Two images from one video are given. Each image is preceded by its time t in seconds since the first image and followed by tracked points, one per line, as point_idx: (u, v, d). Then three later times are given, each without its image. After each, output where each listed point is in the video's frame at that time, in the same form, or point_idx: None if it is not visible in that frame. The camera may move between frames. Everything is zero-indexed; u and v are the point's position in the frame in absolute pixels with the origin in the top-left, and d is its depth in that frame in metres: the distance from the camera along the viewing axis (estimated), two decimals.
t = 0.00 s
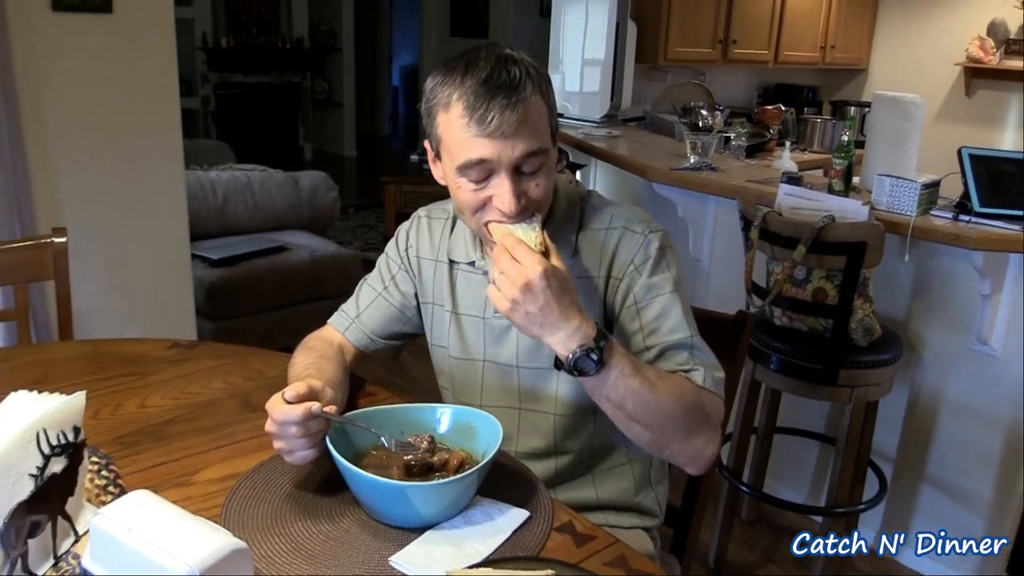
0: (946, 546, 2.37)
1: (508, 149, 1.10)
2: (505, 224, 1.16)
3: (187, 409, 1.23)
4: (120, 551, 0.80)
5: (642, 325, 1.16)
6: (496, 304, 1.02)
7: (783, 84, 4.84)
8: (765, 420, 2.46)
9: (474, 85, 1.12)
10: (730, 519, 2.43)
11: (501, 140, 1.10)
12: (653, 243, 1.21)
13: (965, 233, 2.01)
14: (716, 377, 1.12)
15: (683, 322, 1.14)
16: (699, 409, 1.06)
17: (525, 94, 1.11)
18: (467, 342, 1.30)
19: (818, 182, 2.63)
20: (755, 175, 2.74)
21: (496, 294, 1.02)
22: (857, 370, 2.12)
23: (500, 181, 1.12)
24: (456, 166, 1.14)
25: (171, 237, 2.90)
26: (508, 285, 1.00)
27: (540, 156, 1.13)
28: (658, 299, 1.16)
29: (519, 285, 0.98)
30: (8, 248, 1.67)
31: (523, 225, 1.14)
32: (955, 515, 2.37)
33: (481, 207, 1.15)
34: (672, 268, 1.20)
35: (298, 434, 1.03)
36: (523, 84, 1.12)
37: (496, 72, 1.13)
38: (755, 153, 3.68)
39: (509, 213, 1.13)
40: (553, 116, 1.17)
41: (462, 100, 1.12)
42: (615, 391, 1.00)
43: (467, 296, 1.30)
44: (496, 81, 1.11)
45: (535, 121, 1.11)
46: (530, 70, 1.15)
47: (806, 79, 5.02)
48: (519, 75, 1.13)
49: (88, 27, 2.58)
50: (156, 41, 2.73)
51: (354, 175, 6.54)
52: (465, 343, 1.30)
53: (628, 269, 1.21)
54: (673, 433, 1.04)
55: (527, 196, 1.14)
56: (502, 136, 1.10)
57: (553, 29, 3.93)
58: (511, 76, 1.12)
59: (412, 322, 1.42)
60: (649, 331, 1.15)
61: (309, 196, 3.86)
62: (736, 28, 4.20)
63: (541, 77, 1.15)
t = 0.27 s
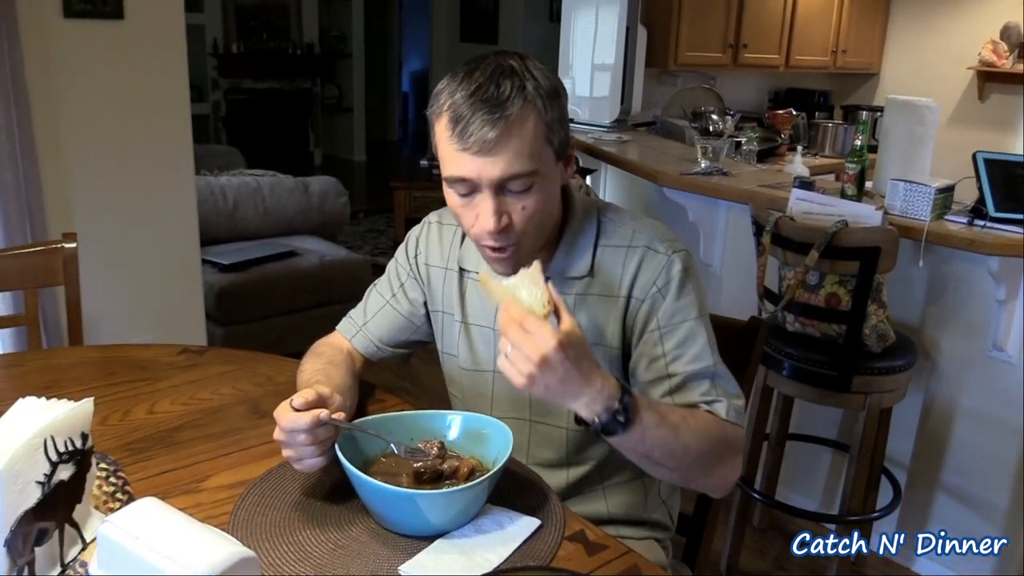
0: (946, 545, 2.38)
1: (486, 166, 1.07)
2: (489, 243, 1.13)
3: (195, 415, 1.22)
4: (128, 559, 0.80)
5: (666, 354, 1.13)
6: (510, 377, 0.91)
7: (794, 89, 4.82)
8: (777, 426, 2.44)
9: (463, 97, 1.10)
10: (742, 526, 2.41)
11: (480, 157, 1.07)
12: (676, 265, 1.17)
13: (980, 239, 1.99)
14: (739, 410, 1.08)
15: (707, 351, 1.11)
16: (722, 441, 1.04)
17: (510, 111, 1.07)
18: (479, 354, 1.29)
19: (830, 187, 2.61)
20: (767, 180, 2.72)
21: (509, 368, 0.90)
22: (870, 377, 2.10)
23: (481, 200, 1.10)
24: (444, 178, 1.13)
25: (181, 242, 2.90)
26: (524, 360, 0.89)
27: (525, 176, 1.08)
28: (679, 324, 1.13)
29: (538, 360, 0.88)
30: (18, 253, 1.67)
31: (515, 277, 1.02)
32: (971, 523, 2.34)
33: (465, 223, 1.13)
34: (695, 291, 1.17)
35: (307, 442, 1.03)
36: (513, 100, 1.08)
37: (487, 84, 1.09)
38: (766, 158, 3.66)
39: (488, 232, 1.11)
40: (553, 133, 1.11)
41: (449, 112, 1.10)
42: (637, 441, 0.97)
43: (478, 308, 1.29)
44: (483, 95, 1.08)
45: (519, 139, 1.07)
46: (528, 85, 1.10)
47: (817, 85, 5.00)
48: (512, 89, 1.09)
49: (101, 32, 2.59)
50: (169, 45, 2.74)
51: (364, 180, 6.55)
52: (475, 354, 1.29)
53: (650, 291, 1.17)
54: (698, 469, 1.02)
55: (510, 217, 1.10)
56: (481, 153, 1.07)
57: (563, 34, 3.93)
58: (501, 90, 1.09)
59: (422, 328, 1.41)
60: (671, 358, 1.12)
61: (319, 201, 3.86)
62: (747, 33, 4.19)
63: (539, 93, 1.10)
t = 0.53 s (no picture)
0: (946, 546, 2.39)
1: (477, 181, 1.06)
2: (482, 256, 1.11)
3: (203, 419, 1.22)
4: (135, 565, 0.79)
5: (660, 370, 1.10)
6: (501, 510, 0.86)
7: (803, 90, 4.80)
8: (786, 429, 2.42)
9: (467, 107, 1.08)
10: (751, 529, 2.40)
11: (471, 171, 1.06)
12: (693, 284, 1.13)
13: (992, 241, 1.97)
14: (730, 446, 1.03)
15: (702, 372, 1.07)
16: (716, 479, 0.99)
17: (505, 127, 1.05)
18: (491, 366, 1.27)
19: (841, 188, 2.59)
20: (777, 181, 2.70)
21: (492, 501, 0.86)
22: (881, 380, 2.08)
23: (473, 211, 1.09)
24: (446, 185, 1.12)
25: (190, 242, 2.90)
26: (506, 482, 0.84)
27: (516, 194, 1.06)
28: (685, 344, 1.09)
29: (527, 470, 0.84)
30: (27, 255, 1.67)
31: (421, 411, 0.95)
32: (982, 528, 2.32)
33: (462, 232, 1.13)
34: (709, 310, 1.12)
35: (315, 447, 1.02)
36: (511, 117, 1.05)
37: (491, 98, 1.07)
38: (776, 159, 3.65)
39: (477, 245, 1.10)
40: (556, 154, 1.07)
41: (453, 122, 1.09)
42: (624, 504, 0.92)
43: (491, 319, 1.27)
44: (483, 109, 1.06)
45: (511, 158, 1.05)
46: (532, 103, 1.06)
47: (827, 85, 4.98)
48: (513, 106, 1.06)
49: (109, 33, 2.59)
50: (177, 47, 2.74)
51: (372, 181, 6.55)
52: (489, 364, 1.27)
53: (662, 309, 1.13)
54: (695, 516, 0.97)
55: (501, 233, 1.09)
56: (472, 166, 1.05)
57: (572, 35, 3.92)
58: (501, 105, 1.06)
59: (432, 334, 1.40)
60: (664, 375, 1.09)
61: (327, 202, 3.86)
62: (756, 33, 4.17)
63: (542, 111, 1.06)
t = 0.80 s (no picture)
0: (946, 546, 2.39)
1: (502, 157, 1.06)
2: (494, 238, 1.11)
3: (209, 416, 1.21)
4: (141, 564, 0.79)
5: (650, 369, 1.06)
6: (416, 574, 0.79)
7: (814, 88, 4.77)
8: (796, 429, 2.41)
9: (505, 83, 1.08)
10: (760, 530, 2.39)
11: (497, 148, 1.06)
12: (707, 287, 1.10)
13: (1004, 240, 1.95)
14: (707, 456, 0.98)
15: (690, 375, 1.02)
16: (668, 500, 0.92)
17: (539, 110, 1.05)
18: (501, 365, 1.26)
19: (853, 187, 2.57)
20: (788, 180, 2.68)
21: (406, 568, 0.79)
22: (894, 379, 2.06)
23: (492, 188, 1.09)
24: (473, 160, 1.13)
25: (197, 240, 2.90)
26: (421, 542, 0.78)
27: (537, 179, 1.06)
28: (683, 346, 1.05)
29: (443, 524, 0.79)
30: (35, 251, 1.67)
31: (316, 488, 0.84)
32: (993, 530, 2.30)
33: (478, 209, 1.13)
34: (717, 316, 1.07)
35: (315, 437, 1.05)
36: (549, 100, 1.05)
37: (532, 78, 1.07)
38: (785, 157, 3.63)
39: (488, 225, 1.10)
40: (586, 148, 1.07)
41: (489, 97, 1.09)
42: (557, 537, 0.86)
43: (505, 318, 1.25)
44: (522, 87, 1.07)
45: (539, 141, 1.05)
46: (572, 92, 1.06)
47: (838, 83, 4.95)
48: (552, 91, 1.06)
49: (119, 30, 2.59)
50: (185, 44, 2.74)
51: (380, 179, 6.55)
52: (501, 365, 1.26)
53: (667, 310, 1.10)
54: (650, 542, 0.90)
55: (515, 216, 1.08)
56: (498, 142, 1.06)
57: (581, 32, 3.90)
58: (542, 87, 1.06)
59: (441, 333, 1.38)
60: (654, 373, 1.05)
61: (335, 199, 3.85)
62: (766, 31, 4.15)
63: (580, 102, 1.06)
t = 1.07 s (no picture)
0: (946, 546, 2.40)
1: (522, 174, 1.03)
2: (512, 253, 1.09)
3: (215, 410, 1.21)
4: (145, 558, 0.78)
5: (674, 367, 1.06)
6: None
7: (821, 80, 4.74)
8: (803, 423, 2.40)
9: (524, 97, 1.05)
10: (767, 524, 2.38)
11: (517, 166, 1.03)
12: (725, 282, 1.10)
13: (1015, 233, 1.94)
14: (731, 455, 0.96)
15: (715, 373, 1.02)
16: (684, 501, 0.91)
17: (562, 129, 1.01)
18: (510, 365, 1.24)
19: (860, 179, 2.56)
20: (795, 172, 2.67)
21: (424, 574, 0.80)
22: (902, 372, 2.06)
23: (510, 203, 1.06)
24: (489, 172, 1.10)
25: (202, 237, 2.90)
26: (435, 543, 0.80)
27: (559, 198, 1.03)
28: (704, 343, 1.06)
29: (455, 525, 0.81)
30: (41, 245, 1.67)
31: (330, 504, 0.87)
32: (1001, 524, 2.29)
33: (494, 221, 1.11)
34: (735, 310, 1.09)
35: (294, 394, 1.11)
36: (572, 118, 1.02)
37: (554, 92, 1.03)
38: (793, 150, 3.61)
39: (508, 240, 1.08)
40: (609, 164, 1.05)
41: (508, 109, 1.06)
42: (572, 539, 0.86)
43: (514, 319, 1.24)
44: (544, 103, 1.03)
45: (562, 160, 1.02)
46: (595, 108, 1.03)
47: (845, 76, 4.92)
48: (575, 107, 1.02)
49: (124, 24, 2.58)
50: (190, 37, 2.73)
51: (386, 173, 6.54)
52: (510, 365, 1.25)
53: (685, 306, 1.10)
54: (666, 544, 0.89)
55: (535, 231, 1.06)
56: (518, 161, 1.02)
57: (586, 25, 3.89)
58: (563, 103, 1.02)
59: (445, 329, 1.37)
60: (677, 371, 1.05)
61: (341, 193, 3.85)
62: (773, 23, 4.13)
63: (604, 118, 1.03)
